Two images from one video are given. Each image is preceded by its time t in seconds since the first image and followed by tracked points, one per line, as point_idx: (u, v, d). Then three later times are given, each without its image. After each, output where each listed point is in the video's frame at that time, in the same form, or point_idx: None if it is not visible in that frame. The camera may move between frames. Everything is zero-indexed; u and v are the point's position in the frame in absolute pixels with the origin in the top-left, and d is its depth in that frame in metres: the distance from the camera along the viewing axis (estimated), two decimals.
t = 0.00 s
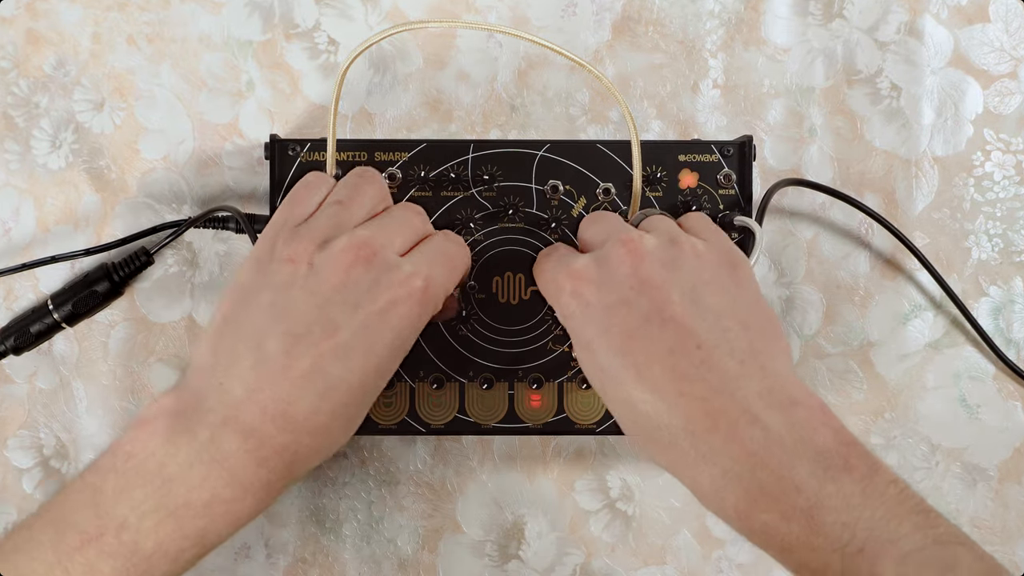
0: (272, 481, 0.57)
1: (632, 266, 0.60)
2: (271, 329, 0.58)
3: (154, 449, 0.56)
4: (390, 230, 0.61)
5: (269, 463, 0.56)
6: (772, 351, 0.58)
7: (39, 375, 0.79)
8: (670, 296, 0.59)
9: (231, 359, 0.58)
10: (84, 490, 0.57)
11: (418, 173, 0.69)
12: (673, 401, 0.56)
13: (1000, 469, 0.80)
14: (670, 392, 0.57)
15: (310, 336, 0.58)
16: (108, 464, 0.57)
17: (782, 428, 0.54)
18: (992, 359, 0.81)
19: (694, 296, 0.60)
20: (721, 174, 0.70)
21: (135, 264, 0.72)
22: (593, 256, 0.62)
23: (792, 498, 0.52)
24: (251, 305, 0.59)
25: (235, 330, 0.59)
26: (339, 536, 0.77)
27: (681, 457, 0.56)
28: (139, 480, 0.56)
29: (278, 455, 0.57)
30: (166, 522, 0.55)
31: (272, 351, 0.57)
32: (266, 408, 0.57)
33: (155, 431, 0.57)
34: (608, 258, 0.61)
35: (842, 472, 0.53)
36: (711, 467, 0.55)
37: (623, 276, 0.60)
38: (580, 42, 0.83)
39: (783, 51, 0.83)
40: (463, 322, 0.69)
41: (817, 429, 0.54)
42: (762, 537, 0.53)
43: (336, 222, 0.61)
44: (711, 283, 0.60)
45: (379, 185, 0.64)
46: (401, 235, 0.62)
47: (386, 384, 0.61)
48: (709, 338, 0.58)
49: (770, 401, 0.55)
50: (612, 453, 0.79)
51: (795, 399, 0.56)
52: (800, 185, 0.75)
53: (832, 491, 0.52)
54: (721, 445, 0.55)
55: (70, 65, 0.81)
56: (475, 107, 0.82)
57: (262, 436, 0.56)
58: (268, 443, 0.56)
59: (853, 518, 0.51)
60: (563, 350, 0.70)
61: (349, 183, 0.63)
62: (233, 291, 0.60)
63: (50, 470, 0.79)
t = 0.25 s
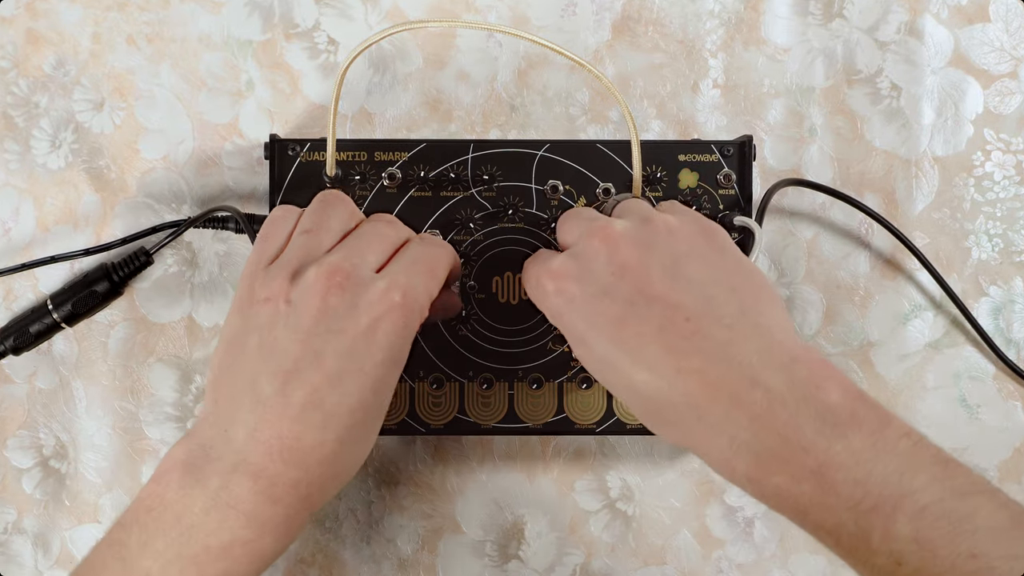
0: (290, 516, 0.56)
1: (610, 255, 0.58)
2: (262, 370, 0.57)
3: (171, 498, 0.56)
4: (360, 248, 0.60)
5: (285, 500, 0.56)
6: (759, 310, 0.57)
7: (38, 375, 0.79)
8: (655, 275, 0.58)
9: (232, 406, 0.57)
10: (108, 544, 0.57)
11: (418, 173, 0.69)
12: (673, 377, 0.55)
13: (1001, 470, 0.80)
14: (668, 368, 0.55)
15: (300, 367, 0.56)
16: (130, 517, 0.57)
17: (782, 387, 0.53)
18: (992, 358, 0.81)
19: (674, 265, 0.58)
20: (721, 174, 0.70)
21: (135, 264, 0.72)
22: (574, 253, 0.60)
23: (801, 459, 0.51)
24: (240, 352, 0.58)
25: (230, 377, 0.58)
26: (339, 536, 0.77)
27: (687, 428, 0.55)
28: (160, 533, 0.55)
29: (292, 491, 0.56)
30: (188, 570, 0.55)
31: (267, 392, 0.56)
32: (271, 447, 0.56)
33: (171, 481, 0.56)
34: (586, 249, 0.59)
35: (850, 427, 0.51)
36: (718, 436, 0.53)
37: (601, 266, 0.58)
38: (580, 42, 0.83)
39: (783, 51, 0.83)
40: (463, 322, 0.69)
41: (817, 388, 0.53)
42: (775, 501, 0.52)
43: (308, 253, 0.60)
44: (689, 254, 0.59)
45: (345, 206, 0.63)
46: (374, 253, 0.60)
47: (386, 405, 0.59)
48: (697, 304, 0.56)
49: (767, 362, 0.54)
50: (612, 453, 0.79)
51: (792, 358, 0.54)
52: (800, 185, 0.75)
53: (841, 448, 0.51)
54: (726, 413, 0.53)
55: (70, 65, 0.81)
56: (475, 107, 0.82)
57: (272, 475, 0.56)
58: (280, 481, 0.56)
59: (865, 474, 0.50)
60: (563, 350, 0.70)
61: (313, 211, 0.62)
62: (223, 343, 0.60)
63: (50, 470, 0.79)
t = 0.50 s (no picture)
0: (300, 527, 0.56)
1: (596, 243, 0.59)
2: (268, 383, 0.57)
3: (181, 511, 0.56)
4: (364, 257, 0.60)
5: (294, 512, 0.56)
6: (755, 269, 0.57)
7: (38, 375, 0.79)
8: (646, 257, 0.58)
9: (239, 419, 0.57)
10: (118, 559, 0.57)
11: (418, 172, 0.69)
12: (680, 343, 0.55)
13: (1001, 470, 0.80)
14: (674, 334, 0.55)
15: (308, 376, 0.56)
16: (140, 531, 0.57)
17: (787, 340, 0.53)
18: (993, 359, 0.81)
19: (660, 237, 0.59)
20: (721, 174, 0.70)
21: (135, 264, 0.72)
22: (559, 244, 0.60)
23: (812, 413, 0.51)
24: (246, 364, 0.58)
25: (235, 389, 0.58)
26: (339, 537, 0.77)
27: (698, 391, 0.55)
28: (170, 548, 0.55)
29: (301, 502, 0.56)
30: None
31: (274, 404, 0.56)
32: (279, 459, 0.56)
33: (180, 494, 0.56)
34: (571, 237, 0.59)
35: (858, 377, 0.51)
36: (731, 396, 0.53)
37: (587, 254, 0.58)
38: (580, 42, 0.83)
39: (783, 51, 0.82)
40: (463, 322, 0.69)
41: (821, 339, 0.53)
42: (791, 454, 0.52)
43: (310, 263, 0.60)
44: (669, 227, 0.60)
45: (345, 215, 0.63)
46: (379, 262, 0.60)
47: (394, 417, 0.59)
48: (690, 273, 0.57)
49: (769, 320, 0.54)
50: (612, 453, 0.78)
51: (793, 313, 0.54)
52: (800, 185, 0.74)
53: (851, 399, 0.51)
54: (735, 372, 0.53)
55: (69, 65, 0.81)
56: (475, 107, 0.82)
57: (281, 487, 0.55)
58: (290, 493, 0.56)
59: (877, 425, 0.50)
60: (563, 350, 0.70)
61: (313, 221, 0.62)
62: (227, 355, 0.60)
63: (50, 470, 0.79)
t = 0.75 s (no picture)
0: (290, 517, 0.56)
1: (586, 252, 0.59)
2: (263, 373, 0.57)
3: (171, 500, 0.56)
4: (361, 252, 0.60)
5: (284, 502, 0.55)
6: (748, 275, 0.56)
7: (37, 375, 0.79)
8: (637, 264, 0.58)
9: (232, 410, 0.57)
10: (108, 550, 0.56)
11: (418, 172, 0.69)
12: (672, 350, 0.55)
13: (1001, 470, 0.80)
14: (665, 343, 0.55)
15: (299, 370, 0.56)
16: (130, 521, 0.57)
17: (777, 348, 0.52)
18: (993, 359, 0.81)
19: (649, 245, 0.59)
20: (721, 174, 0.69)
21: (135, 264, 0.72)
22: (550, 254, 0.60)
23: (802, 423, 0.50)
24: (241, 355, 0.58)
25: (230, 380, 0.58)
26: (338, 536, 0.77)
27: (691, 398, 0.55)
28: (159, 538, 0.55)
29: (291, 493, 0.56)
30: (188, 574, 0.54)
31: (267, 395, 0.56)
32: (271, 450, 0.56)
33: (170, 484, 0.56)
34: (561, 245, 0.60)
35: (849, 388, 0.50)
36: (724, 403, 0.53)
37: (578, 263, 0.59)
38: (580, 42, 0.83)
39: (783, 51, 0.82)
40: (463, 322, 0.69)
41: (813, 348, 0.52)
42: (783, 463, 0.52)
43: (308, 256, 0.60)
44: (659, 235, 0.59)
45: (346, 209, 0.63)
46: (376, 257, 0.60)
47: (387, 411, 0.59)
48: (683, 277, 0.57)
49: (760, 326, 0.53)
50: (612, 454, 0.78)
51: (785, 321, 0.53)
52: (800, 185, 0.74)
53: (841, 409, 0.50)
54: (726, 381, 0.53)
55: (69, 65, 0.81)
56: (475, 107, 0.82)
57: (272, 478, 0.55)
58: (280, 484, 0.55)
59: (867, 437, 0.49)
60: (563, 350, 0.70)
61: (314, 214, 0.62)
62: (223, 345, 0.60)
63: (49, 470, 0.79)
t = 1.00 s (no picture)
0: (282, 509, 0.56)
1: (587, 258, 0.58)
2: (258, 364, 0.57)
3: (164, 490, 0.56)
4: (360, 245, 0.60)
5: (277, 495, 0.56)
6: (749, 268, 0.56)
7: (37, 375, 0.79)
8: (640, 265, 0.57)
9: (226, 399, 0.57)
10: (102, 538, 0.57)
11: (418, 172, 0.69)
12: (677, 345, 0.55)
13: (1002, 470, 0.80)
14: (671, 339, 0.55)
15: (293, 367, 0.56)
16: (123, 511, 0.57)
17: (782, 340, 0.52)
18: (994, 359, 0.81)
19: (650, 244, 0.58)
20: (722, 173, 0.69)
21: (134, 264, 0.72)
22: (551, 257, 0.60)
23: (809, 415, 0.51)
24: (237, 345, 0.58)
25: (225, 370, 0.58)
26: (338, 536, 0.77)
27: (698, 392, 0.55)
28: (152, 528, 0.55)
29: (284, 485, 0.56)
30: (180, 564, 0.55)
31: (262, 386, 0.56)
32: (265, 441, 0.56)
33: (163, 474, 0.56)
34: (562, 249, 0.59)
35: (854, 379, 0.51)
36: (731, 396, 0.53)
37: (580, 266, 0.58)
38: (580, 42, 0.83)
39: (784, 50, 0.82)
40: (463, 322, 0.69)
41: (818, 340, 0.52)
42: (791, 454, 0.52)
43: (306, 248, 0.60)
44: (659, 234, 0.59)
45: (346, 204, 0.63)
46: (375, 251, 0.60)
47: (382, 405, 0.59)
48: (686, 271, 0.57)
49: (765, 319, 0.53)
50: (612, 454, 0.78)
51: (790, 314, 0.53)
52: (801, 185, 0.74)
53: (848, 400, 0.50)
54: (733, 374, 0.53)
55: (69, 64, 0.81)
56: (475, 106, 0.82)
57: (265, 469, 0.55)
58: (273, 476, 0.55)
59: (873, 428, 0.50)
60: (563, 350, 0.69)
61: (314, 207, 0.62)
62: (219, 335, 0.60)
63: (49, 470, 0.79)
